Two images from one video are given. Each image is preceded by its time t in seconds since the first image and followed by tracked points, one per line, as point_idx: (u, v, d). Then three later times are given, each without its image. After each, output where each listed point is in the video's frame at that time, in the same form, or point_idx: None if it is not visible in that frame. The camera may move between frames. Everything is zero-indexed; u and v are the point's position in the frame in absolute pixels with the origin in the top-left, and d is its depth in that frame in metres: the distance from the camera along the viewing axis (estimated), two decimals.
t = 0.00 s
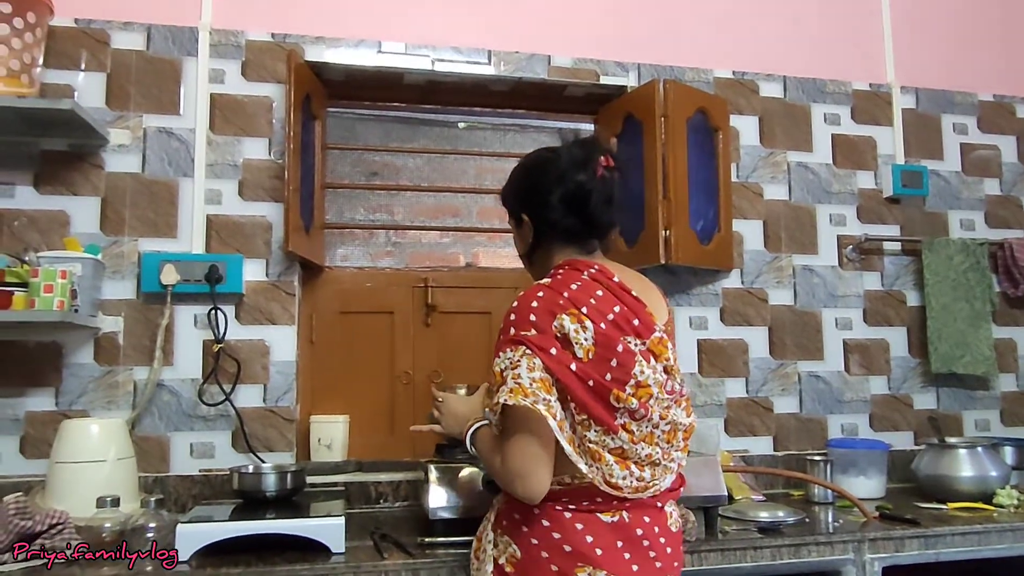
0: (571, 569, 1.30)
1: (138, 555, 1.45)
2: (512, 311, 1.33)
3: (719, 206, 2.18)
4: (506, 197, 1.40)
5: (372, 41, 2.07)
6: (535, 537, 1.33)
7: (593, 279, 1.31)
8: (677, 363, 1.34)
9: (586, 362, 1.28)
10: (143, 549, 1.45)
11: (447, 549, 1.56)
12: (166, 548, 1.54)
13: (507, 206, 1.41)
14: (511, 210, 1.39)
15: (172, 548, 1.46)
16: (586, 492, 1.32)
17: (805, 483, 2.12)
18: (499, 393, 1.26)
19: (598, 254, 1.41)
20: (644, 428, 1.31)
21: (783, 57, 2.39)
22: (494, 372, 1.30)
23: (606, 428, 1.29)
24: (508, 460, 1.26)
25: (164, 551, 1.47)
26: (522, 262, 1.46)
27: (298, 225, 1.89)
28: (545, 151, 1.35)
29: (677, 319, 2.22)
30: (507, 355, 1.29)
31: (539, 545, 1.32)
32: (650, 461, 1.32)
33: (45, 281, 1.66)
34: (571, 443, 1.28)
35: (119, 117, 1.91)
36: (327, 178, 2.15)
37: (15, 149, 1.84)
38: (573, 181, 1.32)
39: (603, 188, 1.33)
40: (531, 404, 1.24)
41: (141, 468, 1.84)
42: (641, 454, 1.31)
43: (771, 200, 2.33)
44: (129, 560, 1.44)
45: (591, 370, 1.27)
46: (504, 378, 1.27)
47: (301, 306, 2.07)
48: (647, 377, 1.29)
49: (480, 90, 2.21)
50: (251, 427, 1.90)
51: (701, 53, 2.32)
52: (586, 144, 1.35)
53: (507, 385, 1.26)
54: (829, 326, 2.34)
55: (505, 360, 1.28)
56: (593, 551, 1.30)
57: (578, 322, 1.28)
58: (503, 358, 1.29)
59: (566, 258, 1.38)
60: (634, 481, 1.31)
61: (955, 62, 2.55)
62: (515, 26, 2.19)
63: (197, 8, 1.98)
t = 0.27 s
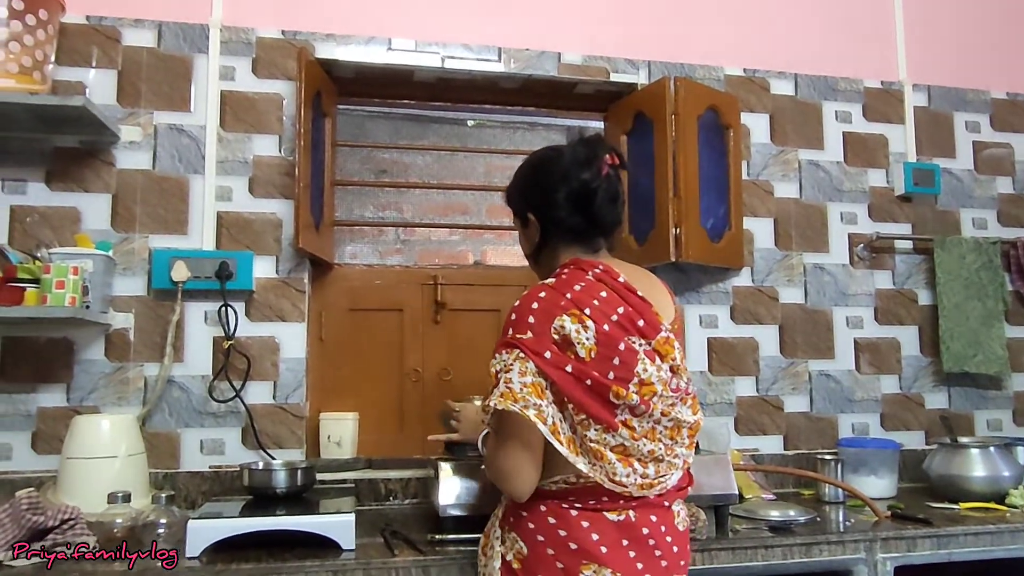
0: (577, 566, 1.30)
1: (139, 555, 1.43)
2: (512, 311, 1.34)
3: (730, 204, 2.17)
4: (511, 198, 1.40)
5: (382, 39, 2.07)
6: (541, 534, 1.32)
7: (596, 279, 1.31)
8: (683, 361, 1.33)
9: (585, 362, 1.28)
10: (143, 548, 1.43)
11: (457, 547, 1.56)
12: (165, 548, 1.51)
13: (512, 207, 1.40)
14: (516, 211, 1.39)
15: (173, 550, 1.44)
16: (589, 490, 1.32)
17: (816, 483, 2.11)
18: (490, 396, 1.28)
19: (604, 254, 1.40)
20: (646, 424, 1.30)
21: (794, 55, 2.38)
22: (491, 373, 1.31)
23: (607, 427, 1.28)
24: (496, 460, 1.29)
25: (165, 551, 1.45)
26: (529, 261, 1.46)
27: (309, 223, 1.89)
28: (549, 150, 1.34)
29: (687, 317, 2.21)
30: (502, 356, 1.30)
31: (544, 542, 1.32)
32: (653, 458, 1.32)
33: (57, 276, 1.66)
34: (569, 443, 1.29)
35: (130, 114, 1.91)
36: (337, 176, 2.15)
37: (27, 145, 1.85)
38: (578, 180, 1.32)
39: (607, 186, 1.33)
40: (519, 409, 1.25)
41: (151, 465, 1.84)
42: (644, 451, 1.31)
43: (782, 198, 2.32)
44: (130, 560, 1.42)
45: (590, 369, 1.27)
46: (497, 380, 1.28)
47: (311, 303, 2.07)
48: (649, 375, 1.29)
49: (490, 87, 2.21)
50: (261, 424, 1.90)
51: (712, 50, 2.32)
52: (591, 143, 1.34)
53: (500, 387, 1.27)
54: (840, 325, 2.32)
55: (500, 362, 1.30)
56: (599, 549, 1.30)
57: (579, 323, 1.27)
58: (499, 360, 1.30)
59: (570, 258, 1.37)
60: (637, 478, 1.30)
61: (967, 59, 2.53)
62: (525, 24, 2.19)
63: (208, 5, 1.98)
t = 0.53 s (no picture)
0: (588, 563, 1.30)
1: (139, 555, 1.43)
2: (519, 314, 1.34)
3: (740, 204, 2.17)
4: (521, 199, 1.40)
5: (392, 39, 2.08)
6: (553, 532, 1.33)
7: (604, 281, 1.31)
8: (691, 360, 1.33)
9: (593, 364, 1.28)
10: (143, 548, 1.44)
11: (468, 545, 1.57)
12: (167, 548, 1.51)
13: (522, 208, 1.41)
14: (526, 212, 1.40)
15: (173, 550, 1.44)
16: (600, 489, 1.32)
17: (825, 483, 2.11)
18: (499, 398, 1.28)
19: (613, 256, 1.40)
20: (654, 423, 1.31)
21: (803, 55, 2.38)
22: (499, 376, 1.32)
23: (615, 427, 1.29)
24: (508, 459, 1.29)
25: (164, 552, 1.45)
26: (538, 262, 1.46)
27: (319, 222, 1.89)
28: (559, 152, 1.35)
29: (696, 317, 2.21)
30: (511, 359, 1.31)
31: (556, 539, 1.32)
32: (663, 456, 1.32)
33: (70, 275, 1.67)
34: (579, 444, 1.29)
35: (142, 114, 1.92)
36: (347, 175, 2.15)
37: (40, 144, 1.86)
38: (587, 182, 1.32)
39: (617, 188, 1.33)
40: (528, 411, 1.25)
41: (163, 463, 1.85)
42: (653, 450, 1.31)
43: (791, 198, 2.32)
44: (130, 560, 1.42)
45: (597, 371, 1.27)
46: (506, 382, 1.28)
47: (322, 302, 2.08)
48: (657, 375, 1.29)
49: (500, 86, 2.21)
50: (272, 422, 1.91)
51: (721, 50, 2.31)
52: (601, 145, 1.34)
53: (509, 390, 1.27)
54: (850, 325, 2.32)
55: (509, 365, 1.30)
56: (610, 546, 1.30)
57: (586, 325, 1.28)
58: (507, 363, 1.31)
59: (578, 260, 1.37)
60: (647, 477, 1.31)
61: (978, 59, 2.52)
62: (535, 23, 2.19)
63: (219, 5, 1.98)
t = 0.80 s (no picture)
0: (599, 561, 1.30)
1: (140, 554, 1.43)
2: (532, 312, 1.34)
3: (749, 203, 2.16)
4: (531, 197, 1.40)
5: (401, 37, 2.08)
6: (563, 529, 1.33)
7: (615, 280, 1.31)
8: (701, 358, 1.34)
9: (607, 361, 1.28)
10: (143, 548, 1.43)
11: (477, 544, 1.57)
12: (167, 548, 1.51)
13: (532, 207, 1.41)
14: (535, 211, 1.40)
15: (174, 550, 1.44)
16: (611, 486, 1.32)
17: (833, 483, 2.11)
18: (516, 395, 1.28)
19: (621, 255, 1.40)
20: (666, 421, 1.31)
21: (812, 54, 2.37)
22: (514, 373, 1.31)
23: (628, 425, 1.29)
24: (524, 457, 1.29)
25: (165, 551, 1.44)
26: (547, 261, 1.47)
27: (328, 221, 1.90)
28: (569, 152, 1.35)
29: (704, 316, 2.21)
30: (525, 356, 1.30)
31: (566, 537, 1.32)
32: (674, 455, 1.32)
33: (80, 273, 1.68)
34: (592, 441, 1.29)
35: (152, 112, 1.93)
36: (355, 174, 2.16)
37: (51, 143, 1.86)
38: (597, 182, 1.32)
39: (626, 188, 1.33)
40: (545, 407, 1.25)
41: (172, 460, 1.86)
42: (665, 448, 1.31)
43: (799, 198, 2.31)
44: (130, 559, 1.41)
45: (611, 368, 1.27)
46: (521, 379, 1.28)
47: (330, 300, 2.08)
48: (669, 373, 1.29)
49: (508, 85, 2.21)
50: (281, 420, 1.92)
51: (730, 49, 2.31)
52: (611, 146, 1.34)
53: (524, 387, 1.27)
54: (858, 325, 2.32)
55: (523, 361, 1.30)
56: (621, 543, 1.30)
57: (600, 322, 1.28)
58: (522, 360, 1.31)
59: (587, 259, 1.38)
60: (660, 475, 1.31)
61: (987, 58, 2.52)
62: (543, 22, 2.19)
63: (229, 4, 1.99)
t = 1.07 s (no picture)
0: (604, 559, 1.30)
1: (140, 555, 1.42)
2: (536, 307, 1.34)
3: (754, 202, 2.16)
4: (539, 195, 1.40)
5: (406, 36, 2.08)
6: (568, 527, 1.33)
7: (620, 277, 1.31)
8: (706, 356, 1.34)
9: (610, 357, 1.28)
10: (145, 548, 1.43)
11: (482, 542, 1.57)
12: (167, 548, 1.49)
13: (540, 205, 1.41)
14: (543, 209, 1.40)
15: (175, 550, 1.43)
16: (615, 483, 1.32)
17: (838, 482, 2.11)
18: (517, 389, 1.28)
19: (627, 254, 1.40)
20: (669, 417, 1.31)
21: (818, 53, 2.37)
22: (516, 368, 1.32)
23: (631, 420, 1.29)
24: (524, 452, 1.29)
25: (165, 551, 1.43)
26: (553, 259, 1.47)
27: (334, 219, 1.90)
28: (578, 151, 1.35)
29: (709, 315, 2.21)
30: (528, 352, 1.31)
31: (571, 535, 1.33)
32: (677, 451, 1.32)
33: (87, 271, 1.69)
34: (595, 436, 1.30)
35: (158, 111, 1.93)
36: (361, 172, 2.16)
37: (58, 141, 1.87)
38: (605, 181, 1.32)
39: (634, 188, 1.33)
40: (546, 401, 1.25)
41: (178, 458, 1.87)
42: (669, 444, 1.31)
43: (805, 197, 2.31)
44: (130, 560, 1.40)
45: (613, 364, 1.27)
46: (523, 374, 1.29)
47: (336, 299, 2.08)
48: (673, 369, 1.29)
49: (514, 84, 2.21)
50: (286, 418, 1.92)
51: (736, 48, 2.31)
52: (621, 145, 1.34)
53: (526, 381, 1.28)
54: (863, 324, 2.32)
55: (526, 357, 1.30)
56: (626, 541, 1.30)
57: (604, 318, 1.28)
58: (524, 355, 1.31)
59: (593, 258, 1.38)
60: (663, 471, 1.31)
61: (993, 58, 2.51)
62: (549, 21, 2.19)
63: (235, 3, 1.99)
